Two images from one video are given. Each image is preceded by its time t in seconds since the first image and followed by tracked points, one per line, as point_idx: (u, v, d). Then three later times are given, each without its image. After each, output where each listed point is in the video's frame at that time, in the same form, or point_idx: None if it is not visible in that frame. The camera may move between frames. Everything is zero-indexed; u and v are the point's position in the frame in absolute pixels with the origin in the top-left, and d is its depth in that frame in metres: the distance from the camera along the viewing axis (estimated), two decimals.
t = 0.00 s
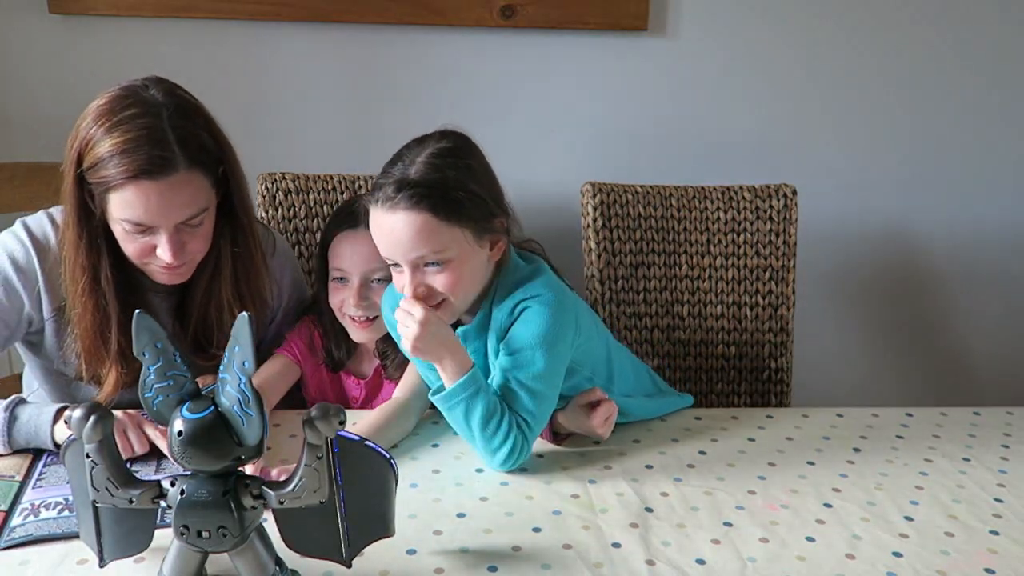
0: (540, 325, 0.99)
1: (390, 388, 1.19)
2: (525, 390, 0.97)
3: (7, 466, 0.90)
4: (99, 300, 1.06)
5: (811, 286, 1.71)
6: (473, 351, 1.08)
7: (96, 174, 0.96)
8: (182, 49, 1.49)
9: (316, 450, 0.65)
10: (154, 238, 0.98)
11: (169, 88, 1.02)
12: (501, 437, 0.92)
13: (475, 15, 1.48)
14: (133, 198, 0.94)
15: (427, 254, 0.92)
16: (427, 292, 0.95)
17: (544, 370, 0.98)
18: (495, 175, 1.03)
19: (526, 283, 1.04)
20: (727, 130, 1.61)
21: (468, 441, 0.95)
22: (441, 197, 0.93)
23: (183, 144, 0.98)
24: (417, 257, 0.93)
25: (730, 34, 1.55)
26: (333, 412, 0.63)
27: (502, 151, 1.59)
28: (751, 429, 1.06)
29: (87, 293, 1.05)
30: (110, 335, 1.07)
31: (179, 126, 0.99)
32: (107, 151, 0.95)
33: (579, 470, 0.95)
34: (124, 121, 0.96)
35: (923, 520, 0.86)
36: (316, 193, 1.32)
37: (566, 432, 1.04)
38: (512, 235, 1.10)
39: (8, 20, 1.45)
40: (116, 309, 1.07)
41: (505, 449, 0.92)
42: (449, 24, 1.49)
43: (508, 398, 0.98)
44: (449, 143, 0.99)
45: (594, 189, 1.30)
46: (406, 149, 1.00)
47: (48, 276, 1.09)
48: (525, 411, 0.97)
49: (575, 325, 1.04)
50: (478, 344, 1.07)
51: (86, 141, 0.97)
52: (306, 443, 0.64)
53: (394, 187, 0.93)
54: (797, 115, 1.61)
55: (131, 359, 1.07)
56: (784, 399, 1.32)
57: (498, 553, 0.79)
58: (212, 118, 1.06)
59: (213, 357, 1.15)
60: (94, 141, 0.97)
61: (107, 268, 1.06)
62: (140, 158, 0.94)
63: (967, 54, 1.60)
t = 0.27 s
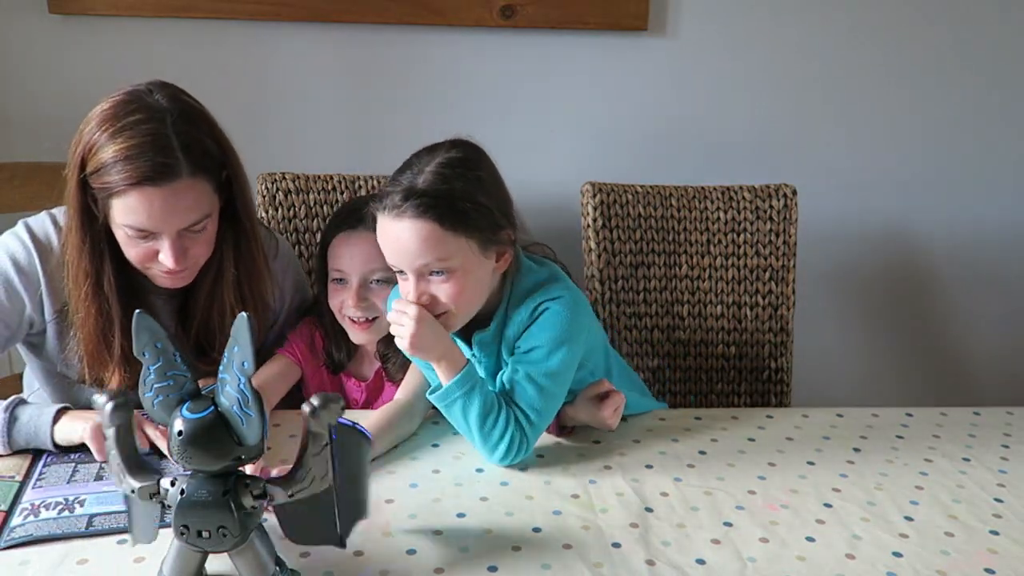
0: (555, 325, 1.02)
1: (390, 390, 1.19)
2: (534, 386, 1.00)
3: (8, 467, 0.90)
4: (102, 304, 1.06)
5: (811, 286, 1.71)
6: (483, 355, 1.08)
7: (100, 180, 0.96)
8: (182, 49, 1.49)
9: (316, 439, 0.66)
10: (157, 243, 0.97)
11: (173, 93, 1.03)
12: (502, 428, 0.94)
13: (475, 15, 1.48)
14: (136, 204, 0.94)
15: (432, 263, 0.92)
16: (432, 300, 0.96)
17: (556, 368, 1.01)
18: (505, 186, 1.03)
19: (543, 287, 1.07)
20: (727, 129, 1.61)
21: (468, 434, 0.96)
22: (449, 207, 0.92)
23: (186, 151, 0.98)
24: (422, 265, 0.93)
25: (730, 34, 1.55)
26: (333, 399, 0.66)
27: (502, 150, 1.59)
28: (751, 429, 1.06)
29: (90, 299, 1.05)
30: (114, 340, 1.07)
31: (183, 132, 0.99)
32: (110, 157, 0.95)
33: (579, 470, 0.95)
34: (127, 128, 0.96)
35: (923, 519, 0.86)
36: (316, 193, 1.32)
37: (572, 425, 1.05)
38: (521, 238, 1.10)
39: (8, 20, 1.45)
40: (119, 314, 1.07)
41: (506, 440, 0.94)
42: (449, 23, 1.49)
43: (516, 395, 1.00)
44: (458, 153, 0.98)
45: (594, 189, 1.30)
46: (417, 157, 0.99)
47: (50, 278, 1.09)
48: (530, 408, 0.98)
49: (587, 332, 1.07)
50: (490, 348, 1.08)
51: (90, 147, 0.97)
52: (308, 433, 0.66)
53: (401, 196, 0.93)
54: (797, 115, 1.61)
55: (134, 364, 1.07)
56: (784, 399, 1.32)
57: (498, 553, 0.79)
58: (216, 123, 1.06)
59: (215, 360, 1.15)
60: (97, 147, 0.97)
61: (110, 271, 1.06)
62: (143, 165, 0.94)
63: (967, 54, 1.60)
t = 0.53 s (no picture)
0: (569, 319, 1.03)
1: (390, 392, 1.19)
2: (547, 379, 1.01)
3: (7, 467, 0.90)
4: (102, 306, 1.06)
5: (811, 286, 1.71)
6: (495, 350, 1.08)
7: (99, 182, 0.96)
8: (182, 49, 1.49)
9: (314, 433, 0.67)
10: (157, 246, 0.97)
11: (173, 95, 1.03)
12: (518, 420, 0.95)
13: (475, 15, 1.48)
14: (136, 207, 0.94)
15: (447, 254, 0.92)
16: (443, 292, 0.95)
17: (569, 361, 1.03)
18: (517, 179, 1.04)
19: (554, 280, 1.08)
20: (727, 130, 1.61)
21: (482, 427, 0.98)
22: (464, 200, 0.93)
23: (187, 153, 0.98)
24: (436, 257, 0.93)
25: (731, 34, 1.55)
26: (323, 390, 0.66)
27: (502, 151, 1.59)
28: (751, 429, 1.06)
29: (90, 301, 1.05)
30: (114, 341, 1.07)
31: (184, 135, 0.99)
32: (110, 159, 0.95)
33: (579, 470, 0.95)
34: (127, 129, 0.96)
35: (923, 520, 0.86)
36: (316, 193, 1.32)
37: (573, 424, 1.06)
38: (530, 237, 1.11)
39: (8, 20, 1.45)
40: (119, 315, 1.07)
41: (521, 432, 0.95)
42: (449, 24, 1.49)
43: (529, 387, 1.01)
44: (474, 147, 0.99)
45: (594, 189, 1.30)
46: (433, 149, 0.99)
47: (51, 278, 1.09)
48: (544, 400, 1.00)
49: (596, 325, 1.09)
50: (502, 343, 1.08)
51: (90, 148, 0.97)
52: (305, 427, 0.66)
53: (419, 186, 0.93)
54: (796, 115, 1.61)
55: (135, 365, 1.07)
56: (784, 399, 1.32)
57: (498, 553, 0.79)
58: (217, 125, 1.06)
59: (216, 361, 1.15)
60: (97, 148, 0.97)
61: (110, 272, 1.06)
62: (143, 167, 0.94)
63: (967, 54, 1.60)
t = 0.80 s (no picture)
0: (574, 324, 1.03)
1: (391, 393, 1.20)
2: (550, 383, 1.01)
3: (7, 467, 0.90)
4: (101, 306, 1.06)
5: (811, 286, 1.71)
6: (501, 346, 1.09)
7: (98, 183, 0.96)
8: (182, 49, 1.49)
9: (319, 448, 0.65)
10: (156, 247, 0.97)
11: (173, 96, 1.03)
12: (519, 423, 0.95)
13: (475, 15, 1.48)
14: (135, 207, 0.94)
15: (449, 241, 0.93)
16: (444, 280, 0.95)
17: (573, 366, 1.03)
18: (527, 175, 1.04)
19: (561, 283, 1.08)
20: (727, 129, 1.61)
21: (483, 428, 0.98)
22: (469, 188, 0.93)
23: (186, 154, 0.98)
24: (439, 243, 0.93)
25: (731, 33, 1.55)
26: (334, 408, 0.63)
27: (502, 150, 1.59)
28: (751, 429, 1.06)
29: (90, 302, 1.05)
30: (113, 341, 1.07)
31: (183, 135, 0.99)
32: (109, 160, 0.95)
33: (579, 470, 0.95)
34: (126, 130, 0.96)
35: (923, 520, 0.86)
36: (316, 193, 1.32)
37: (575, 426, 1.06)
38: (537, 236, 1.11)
39: (8, 20, 1.45)
40: (118, 316, 1.07)
41: (522, 436, 0.95)
42: (449, 24, 1.49)
43: (531, 390, 1.01)
44: (487, 139, 1.00)
45: (594, 189, 1.30)
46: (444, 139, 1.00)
47: (51, 279, 1.09)
48: (546, 403, 1.00)
49: (600, 332, 1.09)
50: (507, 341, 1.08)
51: (89, 149, 0.97)
52: (308, 442, 0.64)
53: (426, 173, 0.94)
54: (796, 115, 1.61)
55: (135, 365, 1.07)
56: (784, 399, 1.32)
57: (498, 553, 0.79)
58: (216, 125, 1.06)
59: (215, 362, 1.15)
60: (96, 149, 0.97)
61: (109, 272, 1.06)
62: (142, 168, 0.94)
63: (967, 54, 1.60)
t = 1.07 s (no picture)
0: (583, 327, 1.03)
1: (386, 396, 1.20)
2: (557, 385, 1.01)
3: (7, 467, 0.90)
4: (101, 308, 1.06)
5: (811, 286, 1.71)
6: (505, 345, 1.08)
7: (98, 184, 0.96)
8: (182, 49, 1.49)
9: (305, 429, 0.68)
10: (155, 248, 0.97)
11: (172, 97, 1.03)
12: (525, 425, 0.95)
13: (475, 15, 1.48)
14: (134, 208, 0.94)
15: (453, 237, 0.93)
16: (448, 277, 0.95)
17: (580, 369, 1.03)
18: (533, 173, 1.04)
19: (569, 282, 1.07)
20: (727, 129, 1.61)
21: (487, 428, 0.97)
22: (474, 184, 0.94)
23: (185, 155, 0.98)
24: (443, 239, 0.93)
25: (731, 34, 1.55)
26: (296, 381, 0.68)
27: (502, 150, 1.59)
28: (751, 429, 1.06)
29: (90, 303, 1.05)
30: (113, 342, 1.07)
31: (182, 136, 0.99)
32: (108, 161, 0.95)
33: (579, 470, 0.95)
34: (125, 131, 0.96)
35: (923, 520, 0.86)
36: (316, 193, 1.32)
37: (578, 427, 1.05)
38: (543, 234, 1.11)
39: (8, 19, 1.45)
40: (119, 317, 1.06)
41: (528, 438, 0.95)
42: (449, 24, 1.49)
43: (537, 391, 1.01)
44: (495, 137, 1.00)
45: (594, 189, 1.30)
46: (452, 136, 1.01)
47: (51, 279, 1.09)
48: (551, 405, 1.00)
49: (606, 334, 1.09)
50: (512, 339, 1.08)
51: (89, 150, 0.97)
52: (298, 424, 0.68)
53: (431, 168, 0.95)
54: (796, 115, 1.61)
55: (134, 365, 1.07)
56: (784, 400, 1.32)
57: (498, 553, 0.79)
58: (215, 125, 1.06)
59: (215, 363, 1.15)
60: (96, 151, 0.97)
61: (109, 273, 1.06)
62: (142, 169, 0.94)
63: (967, 54, 1.60)
